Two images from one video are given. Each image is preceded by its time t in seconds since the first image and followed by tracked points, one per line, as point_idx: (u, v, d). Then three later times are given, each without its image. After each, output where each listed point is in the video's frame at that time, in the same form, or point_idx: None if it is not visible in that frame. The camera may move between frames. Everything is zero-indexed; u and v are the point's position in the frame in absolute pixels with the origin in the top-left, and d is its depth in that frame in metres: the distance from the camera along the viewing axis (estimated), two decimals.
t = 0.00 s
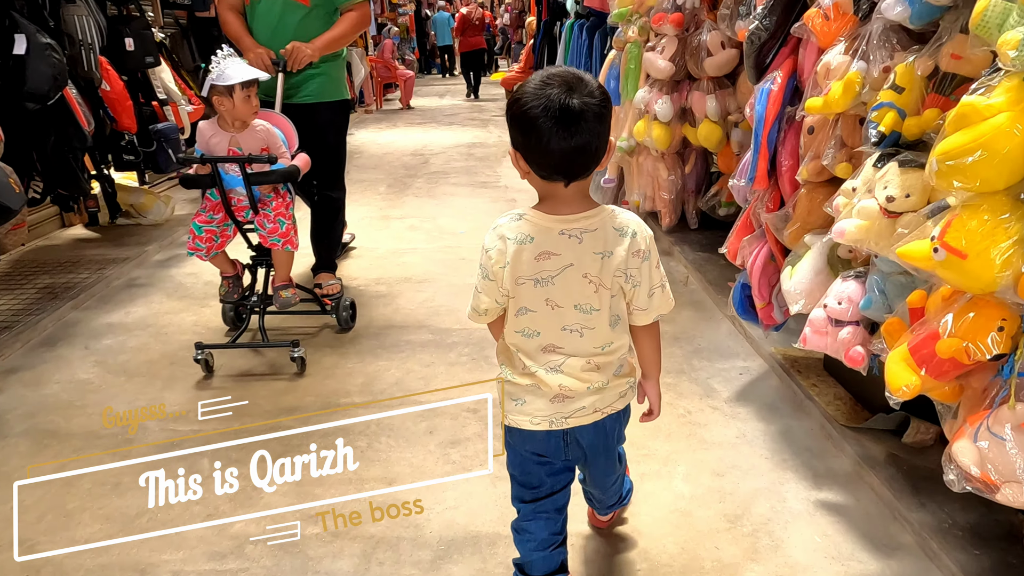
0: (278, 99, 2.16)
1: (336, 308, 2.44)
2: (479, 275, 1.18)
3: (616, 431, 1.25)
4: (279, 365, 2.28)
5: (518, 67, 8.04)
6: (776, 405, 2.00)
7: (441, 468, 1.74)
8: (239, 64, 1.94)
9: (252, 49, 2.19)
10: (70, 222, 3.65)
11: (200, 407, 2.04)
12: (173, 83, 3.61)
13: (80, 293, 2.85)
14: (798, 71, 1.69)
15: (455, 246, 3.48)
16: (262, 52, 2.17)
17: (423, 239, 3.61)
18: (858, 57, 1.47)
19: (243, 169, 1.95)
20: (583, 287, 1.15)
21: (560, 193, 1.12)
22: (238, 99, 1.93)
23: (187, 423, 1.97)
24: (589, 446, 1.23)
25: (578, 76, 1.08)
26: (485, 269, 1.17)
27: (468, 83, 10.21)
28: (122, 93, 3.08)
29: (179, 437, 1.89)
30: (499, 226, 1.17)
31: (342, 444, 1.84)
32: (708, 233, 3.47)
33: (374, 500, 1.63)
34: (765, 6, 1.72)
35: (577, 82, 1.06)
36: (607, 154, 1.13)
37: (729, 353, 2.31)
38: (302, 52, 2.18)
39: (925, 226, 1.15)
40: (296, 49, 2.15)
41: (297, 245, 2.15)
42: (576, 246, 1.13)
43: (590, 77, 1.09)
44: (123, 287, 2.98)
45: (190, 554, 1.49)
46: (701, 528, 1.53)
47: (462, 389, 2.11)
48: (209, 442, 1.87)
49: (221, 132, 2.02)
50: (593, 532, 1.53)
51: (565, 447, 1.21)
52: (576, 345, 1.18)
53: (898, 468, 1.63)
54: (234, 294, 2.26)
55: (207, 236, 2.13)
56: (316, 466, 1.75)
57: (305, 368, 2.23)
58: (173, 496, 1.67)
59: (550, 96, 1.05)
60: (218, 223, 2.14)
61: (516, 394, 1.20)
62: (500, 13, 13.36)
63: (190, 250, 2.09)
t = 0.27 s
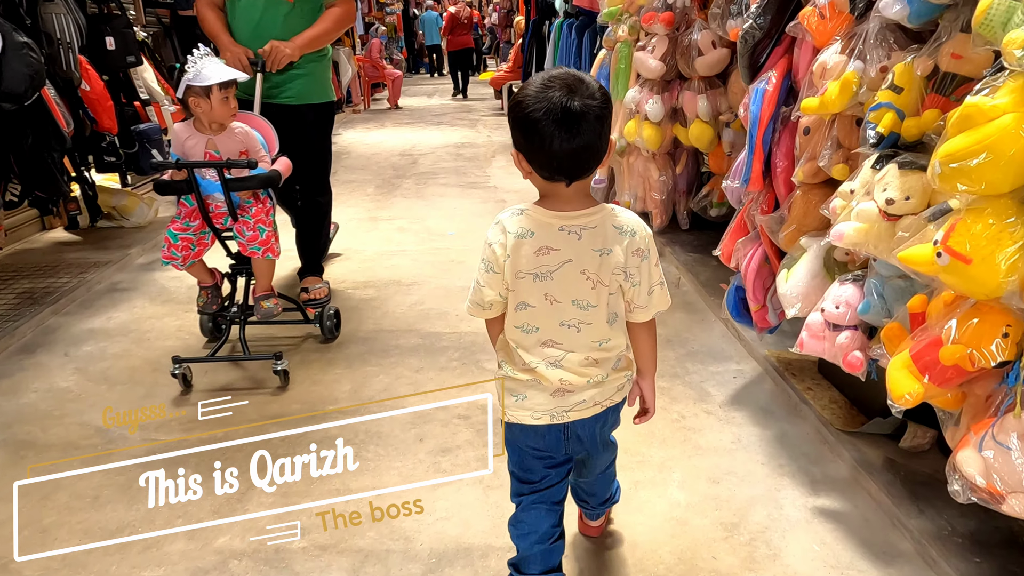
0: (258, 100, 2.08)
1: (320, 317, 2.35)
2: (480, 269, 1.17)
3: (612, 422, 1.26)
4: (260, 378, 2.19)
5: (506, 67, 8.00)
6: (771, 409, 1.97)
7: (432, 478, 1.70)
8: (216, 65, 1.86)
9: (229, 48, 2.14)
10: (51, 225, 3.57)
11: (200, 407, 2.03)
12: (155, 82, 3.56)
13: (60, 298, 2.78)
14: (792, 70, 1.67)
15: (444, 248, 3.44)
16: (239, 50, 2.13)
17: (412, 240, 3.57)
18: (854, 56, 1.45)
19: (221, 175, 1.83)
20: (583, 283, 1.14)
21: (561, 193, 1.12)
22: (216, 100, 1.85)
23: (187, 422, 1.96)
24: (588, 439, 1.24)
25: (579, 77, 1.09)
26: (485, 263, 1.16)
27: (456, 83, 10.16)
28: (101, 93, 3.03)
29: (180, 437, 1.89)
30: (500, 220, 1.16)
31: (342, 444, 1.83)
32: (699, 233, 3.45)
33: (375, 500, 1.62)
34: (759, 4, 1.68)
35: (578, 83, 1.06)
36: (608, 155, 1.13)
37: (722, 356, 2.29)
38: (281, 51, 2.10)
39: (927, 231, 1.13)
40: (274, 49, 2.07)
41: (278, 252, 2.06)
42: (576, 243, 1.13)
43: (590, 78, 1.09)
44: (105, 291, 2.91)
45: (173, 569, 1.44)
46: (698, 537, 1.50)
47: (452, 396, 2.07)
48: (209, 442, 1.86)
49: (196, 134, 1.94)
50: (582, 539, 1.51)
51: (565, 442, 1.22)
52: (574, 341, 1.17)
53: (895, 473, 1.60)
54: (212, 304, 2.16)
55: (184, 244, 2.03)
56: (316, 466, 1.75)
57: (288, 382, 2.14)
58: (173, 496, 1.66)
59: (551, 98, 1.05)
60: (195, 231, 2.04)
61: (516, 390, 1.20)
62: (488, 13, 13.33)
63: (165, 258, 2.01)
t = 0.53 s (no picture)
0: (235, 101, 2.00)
1: (303, 328, 2.27)
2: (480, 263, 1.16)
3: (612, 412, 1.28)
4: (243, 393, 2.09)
5: (495, 67, 7.96)
6: (767, 414, 1.94)
7: (422, 488, 1.66)
8: (191, 65, 1.76)
9: (206, 48, 2.05)
10: (31, 228, 3.50)
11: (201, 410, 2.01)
12: (137, 84, 3.52)
13: (40, 303, 2.71)
14: (787, 70, 1.64)
15: (434, 250, 3.39)
16: (215, 50, 2.04)
17: (401, 243, 3.52)
18: (851, 55, 1.42)
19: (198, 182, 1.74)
20: (583, 275, 1.14)
21: (562, 189, 1.11)
22: (192, 102, 1.74)
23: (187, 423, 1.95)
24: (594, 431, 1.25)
25: (579, 74, 1.07)
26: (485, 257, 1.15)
27: (445, 82, 10.11)
28: (81, 94, 2.99)
29: (183, 436, 1.88)
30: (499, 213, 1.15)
31: (342, 444, 1.82)
32: (691, 234, 3.42)
33: (375, 500, 1.62)
34: (753, 2, 1.66)
35: (579, 80, 1.05)
36: (608, 151, 1.12)
37: (716, 359, 2.26)
38: (260, 50, 2.04)
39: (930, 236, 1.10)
40: (253, 49, 2.01)
41: (259, 261, 1.97)
42: (576, 236, 1.12)
43: (590, 75, 1.07)
44: (87, 296, 2.84)
45: None
46: (695, 547, 1.46)
47: (443, 403, 2.03)
48: (211, 442, 1.85)
49: (171, 137, 1.82)
50: (576, 551, 1.48)
51: (571, 434, 1.22)
52: (577, 332, 1.17)
53: (893, 480, 1.58)
54: (190, 318, 2.05)
55: (159, 254, 1.93)
56: (316, 466, 1.74)
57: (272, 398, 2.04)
58: (173, 496, 1.65)
59: (552, 96, 1.03)
60: (170, 240, 1.94)
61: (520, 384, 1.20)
62: (477, 12, 13.27)
63: (139, 269, 1.91)
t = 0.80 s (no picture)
0: (212, 104, 1.95)
1: (284, 341, 2.18)
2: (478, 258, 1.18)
3: (608, 405, 1.32)
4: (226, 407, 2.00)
5: (484, 67, 7.91)
6: (761, 421, 1.91)
7: (410, 502, 1.62)
8: (162, 67, 1.69)
9: (179, 49, 1.98)
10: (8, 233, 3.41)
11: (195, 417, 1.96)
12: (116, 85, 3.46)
13: (17, 311, 2.64)
14: (781, 71, 1.61)
15: (422, 254, 3.34)
16: (188, 53, 1.97)
17: (389, 246, 3.47)
18: (847, 57, 1.39)
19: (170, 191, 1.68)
20: (580, 271, 1.17)
21: (558, 184, 1.13)
22: (164, 105, 1.66)
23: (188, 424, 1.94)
24: (589, 425, 1.29)
25: (575, 71, 1.09)
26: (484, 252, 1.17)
27: (433, 83, 10.05)
28: (58, 96, 2.91)
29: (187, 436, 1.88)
30: (496, 208, 1.17)
31: (342, 444, 1.82)
32: (681, 236, 3.39)
33: (374, 501, 1.62)
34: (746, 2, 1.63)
35: (575, 77, 1.07)
36: (602, 147, 1.14)
37: (708, 364, 2.23)
38: (236, 51, 1.97)
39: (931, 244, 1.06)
40: (229, 50, 1.94)
41: (236, 272, 1.89)
42: (573, 232, 1.14)
43: (586, 72, 1.10)
44: (66, 303, 2.77)
45: None
46: (690, 561, 1.43)
47: (431, 411, 1.98)
48: (213, 441, 1.85)
49: (142, 143, 1.75)
50: (569, 566, 1.44)
51: (566, 427, 1.27)
52: (571, 327, 1.20)
53: (890, 489, 1.55)
54: (164, 332, 1.98)
55: (130, 268, 1.83)
56: (316, 466, 1.73)
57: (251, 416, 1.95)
58: (173, 497, 1.65)
59: (550, 92, 1.05)
60: (142, 252, 1.85)
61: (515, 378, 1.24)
62: (465, 12, 13.22)
63: (108, 284, 1.81)
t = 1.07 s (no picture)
0: (185, 108, 1.87)
1: (265, 355, 2.09)
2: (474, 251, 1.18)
3: (605, 400, 1.30)
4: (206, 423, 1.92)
5: (473, 68, 7.85)
6: (757, 428, 1.88)
7: (399, 516, 1.57)
8: (131, 68, 1.58)
9: (150, 50, 1.87)
10: None
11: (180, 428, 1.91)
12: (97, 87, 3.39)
13: None
14: (777, 72, 1.58)
15: (411, 257, 3.29)
16: (161, 53, 1.86)
17: (377, 250, 3.42)
18: (845, 58, 1.36)
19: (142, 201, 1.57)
20: (573, 268, 1.18)
21: (552, 179, 1.14)
22: (135, 109, 1.56)
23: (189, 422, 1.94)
24: (581, 416, 1.28)
25: (571, 66, 1.11)
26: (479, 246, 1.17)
27: (422, 84, 10.00)
28: (35, 99, 2.82)
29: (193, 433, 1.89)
30: (492, 202, 1.17)
31: (343, 444, 1.82)
32: (673, 239, 3.36)
33: (374, 500, 1.62)
34: (741, 2, 1.60)
35: (571, 71, 1.08)
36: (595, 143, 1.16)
37: (703, 370, 2.19)
38: (213, 52, 1.89)
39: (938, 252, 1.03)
40: (205, 51, 1.86)
41: (213, 287, 1.78)
42: (568, 229, 1.16)
43: (582, 67, 1.11)
44: (45, 310, 2.70)
45: None
46: None
47: (420, 421, 1.93)
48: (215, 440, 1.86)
49: (111, 150, 1.64)
50: None
51: (557, 418, 1.27)
52: (563, 322, 1.22)
53: (889, 498, 1.52)
54: (137, 350, 1.82)
55: (97, 283, 1.73)
56: (316, 466, 1.73)
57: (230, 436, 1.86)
58: (173, 497, 1.65)
59: (546, 85, 1.06)
60: (111, 266, 1.74)
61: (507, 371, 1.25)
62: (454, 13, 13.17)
63: (73, 300, 1.71)
